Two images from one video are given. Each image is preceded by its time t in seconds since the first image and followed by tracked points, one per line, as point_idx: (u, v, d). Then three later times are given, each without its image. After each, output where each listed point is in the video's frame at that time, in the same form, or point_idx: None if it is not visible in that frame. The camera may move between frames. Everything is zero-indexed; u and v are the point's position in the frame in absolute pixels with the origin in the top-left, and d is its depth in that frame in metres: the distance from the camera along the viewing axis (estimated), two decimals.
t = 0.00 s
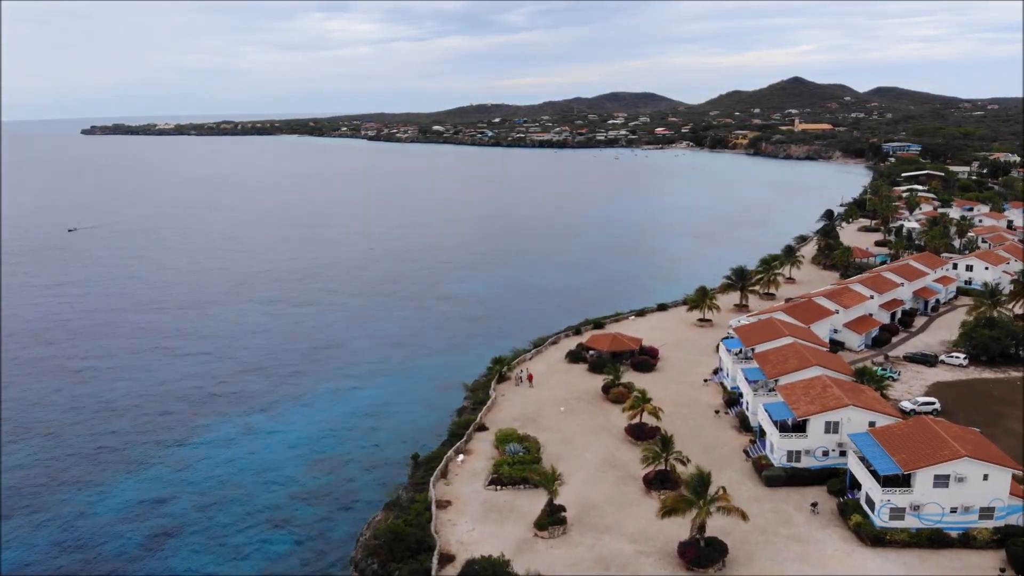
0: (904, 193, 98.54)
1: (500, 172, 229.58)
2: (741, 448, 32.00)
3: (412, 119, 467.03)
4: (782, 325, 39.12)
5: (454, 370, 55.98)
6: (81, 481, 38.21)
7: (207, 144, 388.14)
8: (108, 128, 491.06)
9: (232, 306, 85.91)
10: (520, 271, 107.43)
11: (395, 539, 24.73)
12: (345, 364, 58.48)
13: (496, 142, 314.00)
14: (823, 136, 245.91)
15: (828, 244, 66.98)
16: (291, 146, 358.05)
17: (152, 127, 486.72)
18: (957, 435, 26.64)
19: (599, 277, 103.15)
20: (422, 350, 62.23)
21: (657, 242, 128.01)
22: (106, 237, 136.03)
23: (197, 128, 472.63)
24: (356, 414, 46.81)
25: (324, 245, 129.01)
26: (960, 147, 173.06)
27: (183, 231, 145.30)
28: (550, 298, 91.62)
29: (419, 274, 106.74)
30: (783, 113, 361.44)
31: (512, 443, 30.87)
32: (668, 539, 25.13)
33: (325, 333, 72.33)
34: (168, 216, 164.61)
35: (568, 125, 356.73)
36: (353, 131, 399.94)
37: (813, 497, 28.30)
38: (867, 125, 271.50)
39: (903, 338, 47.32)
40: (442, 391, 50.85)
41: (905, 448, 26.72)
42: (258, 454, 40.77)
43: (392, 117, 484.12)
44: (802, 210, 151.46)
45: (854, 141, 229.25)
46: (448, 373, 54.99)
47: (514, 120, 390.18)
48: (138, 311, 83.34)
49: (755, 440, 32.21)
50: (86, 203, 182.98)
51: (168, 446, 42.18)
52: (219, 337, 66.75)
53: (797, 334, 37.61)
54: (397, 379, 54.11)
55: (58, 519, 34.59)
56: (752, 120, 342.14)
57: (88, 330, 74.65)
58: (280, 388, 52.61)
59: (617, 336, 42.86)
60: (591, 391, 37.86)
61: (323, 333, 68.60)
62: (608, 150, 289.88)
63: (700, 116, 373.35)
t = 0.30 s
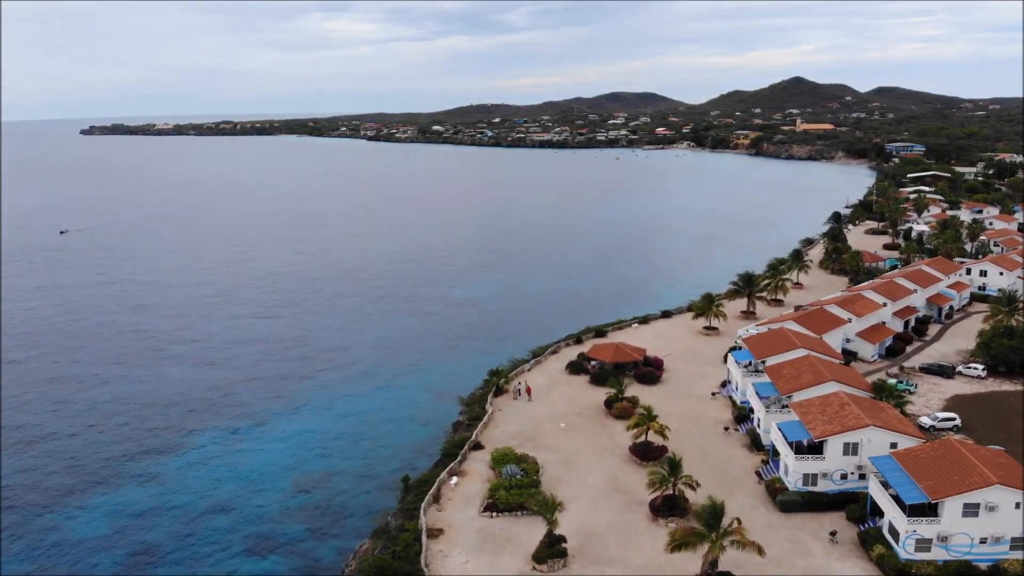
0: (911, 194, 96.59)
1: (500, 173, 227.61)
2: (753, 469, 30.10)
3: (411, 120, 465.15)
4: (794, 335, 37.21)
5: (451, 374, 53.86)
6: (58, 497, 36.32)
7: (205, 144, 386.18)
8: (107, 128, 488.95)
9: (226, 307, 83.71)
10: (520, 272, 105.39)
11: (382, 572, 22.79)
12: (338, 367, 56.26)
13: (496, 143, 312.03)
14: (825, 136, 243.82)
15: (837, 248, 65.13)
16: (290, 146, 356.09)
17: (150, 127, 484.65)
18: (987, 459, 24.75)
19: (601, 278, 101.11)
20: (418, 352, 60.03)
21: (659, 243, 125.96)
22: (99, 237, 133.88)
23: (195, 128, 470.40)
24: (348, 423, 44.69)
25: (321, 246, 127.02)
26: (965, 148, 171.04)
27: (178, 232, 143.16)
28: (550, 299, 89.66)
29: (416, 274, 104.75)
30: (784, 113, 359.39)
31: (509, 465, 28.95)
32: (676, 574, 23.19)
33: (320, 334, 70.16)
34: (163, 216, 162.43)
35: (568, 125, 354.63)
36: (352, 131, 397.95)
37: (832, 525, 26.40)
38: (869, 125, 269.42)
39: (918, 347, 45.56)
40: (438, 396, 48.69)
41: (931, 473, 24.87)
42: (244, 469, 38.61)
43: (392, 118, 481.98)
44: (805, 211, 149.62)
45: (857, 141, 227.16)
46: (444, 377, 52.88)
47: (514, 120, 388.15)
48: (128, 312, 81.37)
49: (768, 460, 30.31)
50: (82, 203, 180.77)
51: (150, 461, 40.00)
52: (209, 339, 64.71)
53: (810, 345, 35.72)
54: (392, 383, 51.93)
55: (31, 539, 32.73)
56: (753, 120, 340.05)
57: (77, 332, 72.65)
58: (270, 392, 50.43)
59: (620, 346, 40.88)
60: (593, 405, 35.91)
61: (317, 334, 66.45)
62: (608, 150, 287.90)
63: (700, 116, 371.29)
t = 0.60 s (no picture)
0: (918, 196, 94.72)
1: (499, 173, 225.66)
2: (766, 493, 28.21)
3: (411, 120, 463.28)
4: (806, 347, 35.36)
5: (447, 381, 51.85)
6: (33, 517, 34.52)
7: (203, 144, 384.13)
8: (105, 128, 486.85)
9: (218, 309, 81.69)
10: (520, 273, 103.40)
11: None
12: (330, 372, 54.17)
13: (495, 143, 310.07)
14: (827, 136, 241.81)
15: (845, 252, 63.30)
16: (288, 146, 353.90)
17: (149, 127, 482.62)
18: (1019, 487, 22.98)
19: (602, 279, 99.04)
20: (414, 356, 57.93)
21: (660, 243, 124.00)
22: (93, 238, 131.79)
23: (194, 128, 468.23)
24: (339, 434, 42.72)
25: (317, 246, 125.04)
26: (969, 148, 169.09)
27: (172, 232, 140.97)
28: (549, 301, 87.70)
29: (414, 275, 102.70)
30: (785, 113, 357.48)
31: (506, 489, 27.06)
32: None
33: (313, 336, 68.13)
34: (157, 216, 160.25)
35: (568, 125, 352.62)
36: (351, 131, 395.93)
37: (853, 557, 24.52)
38: (871, 126, 267.44)
39: (933, 357, 43.76)
40: (433, 404, 46.75)
41: (960, 501, 23.07)
42: (228, 488, 36.61)
43: (391, 118, 479.97)
44: (808, 212, 147.74)
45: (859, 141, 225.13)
46: (440, 385, 51.00)
47: (514, 120, 386.26)
48: (118, 315, 79.48)
49: (781, 483, 28.42)
50: (76, 203, 178.36)
51: (130, 478, 38.05)
52: (199, 344, 62.77)
53: (825, 358, 33.88)
54: (386, 389, 49.90)
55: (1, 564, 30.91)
56: (754, 120, 338.15)
57: (65, 336, 70.75)
58: (258, 400, 48.41)
59: (624, 357, 38.94)
60: (595, 420, 33.94)
61: (311, 338, 64.39)
62: (609, 150, 285.94)
63: (701, 116, 369.38)
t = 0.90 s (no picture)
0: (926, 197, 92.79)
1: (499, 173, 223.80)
2: (781, 520, 26.36)
3: (410, 120, 461.48)
4: (821, 361, 33.51)
5: (443, 392, 49.93)
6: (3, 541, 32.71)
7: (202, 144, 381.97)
8: (104, 128, 484.87)
9: (209, 312, 79.89)
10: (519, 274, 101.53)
11: None
12: (322, 382, 52.34)
13: (495, 143, 308.06)
14: (829, 137, 239.68)
15: (854, 257, 61.39)
16: (286, 146, 352.02)
17: (148, 127, 480.85)
18: None
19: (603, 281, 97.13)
20: (410, 365, 56.07)
21: (661, 244, 122.16)
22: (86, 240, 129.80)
23: (192, 128, 466.10)
24: (329, 450, 40.92)
25: (314, 248, 123.14)
26: (974, 148, 166.93)
27: (166, 233, 139.08)
28: (549, 303, 85.70)
29: (411, 277, 100.74)
30: (787, 113, 355.21)
31: (501, 518, 25.19)
32: None
33: (307, 343, 66.28)
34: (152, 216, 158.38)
35: (569, 125, 350.65)
36: (351, 131, 393.92)
37: None
38: (874, 125, 265.29)
39: (950, 368, 41.93)
40: (429, 418, 44.91)
41: (994, 534, 21.23)
42: (211, 509, 34.81)
43: (390, 117, 477.96)
44: (811, 213, 145.71)
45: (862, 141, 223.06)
46: (436, 396, 49.14)
47: (514, 120, 384.27)
48: (108, 319, 77.60)
49: (798, 510, 26.62)
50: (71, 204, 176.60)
51: (109, 497, 36.27)
52: (188, 351, 60.92)
53: (842, 373, 32.03)
54: (380, 402, 47.95)
55: None
56: (756, 120, 336.01)
57: (52, 342, 68.96)
58: (247, 413, 46.62)
59: (627, 369, 37.03)
60: (597, 439, 32.08)
61: (304, 345, 62.60)
62: (609, 150, 283.91)
63: (702, 116, 367.27)
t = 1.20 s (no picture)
0: (934, 199, 90.86)
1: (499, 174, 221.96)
2: (799, 551, 24.51)
3: (411, 119, 459.62)
4: (839, 377, 31.73)
5: (439, 405, 48.20)
6: None
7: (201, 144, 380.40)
8: (103, 128, 483.47)
9: (201, 323, 78.38)
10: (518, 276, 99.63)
11: None
12: (314, 396, 50.62)
13: (495, 143, 306.31)
14: (832, 137, 237.60)
15: (864, 263, 59.59)
16: (285, 146, 350.63)
17: (147, 127, 479.39)
18: None
19: (603, 283, 95.31)
20: (405, 378, 54.31)
21: (663, 246, 120.36)
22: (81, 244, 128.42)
23: (192, 128, 464.23)
24: (319, 470, 39.17)
25: (311, 251, 121.52)
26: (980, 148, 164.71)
27: (162, 236, 137.57)
28: (549, 305, 83.80)
29: (408, 279, 98.96)
30: (789, 113, 352.99)
31: (497, 552, 23.33)
32: None
33: (301, 353, 64.67)
34: (149, 218, 156.92)
35: (570, 125, 348.51)
36: (351, 131, 392.34)
37: None
38: (877, 126, 262.95)
39: (969, 380, 40.09)
40: (423, 435, 43.14)
41: None
42: (192, 535, 33.14)
43: (391, 117, 475.96)
44: (815, 214, 143.78)
45: (865, 142, 220.93)
46: (432, 410, 47.37)
47: (514, 120, 382.34)
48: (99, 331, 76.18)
49: (816, 540, 24.78)
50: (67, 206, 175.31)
51: (88, 524, 34.67)
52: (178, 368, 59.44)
53: (861, 391, 30.24)
54: (373, 416, 46.26)
55: None
56: (757, 120, 333.94)
57: (42, 355, 67.54)
58: (236, 430, 45.02)
59: (632, 383, 35.11)
60: (600, 459, 30.30)
61: (297, 359, 61.01)
62: (610, 151, 282.01)
63: (703, 116, 365.09)
